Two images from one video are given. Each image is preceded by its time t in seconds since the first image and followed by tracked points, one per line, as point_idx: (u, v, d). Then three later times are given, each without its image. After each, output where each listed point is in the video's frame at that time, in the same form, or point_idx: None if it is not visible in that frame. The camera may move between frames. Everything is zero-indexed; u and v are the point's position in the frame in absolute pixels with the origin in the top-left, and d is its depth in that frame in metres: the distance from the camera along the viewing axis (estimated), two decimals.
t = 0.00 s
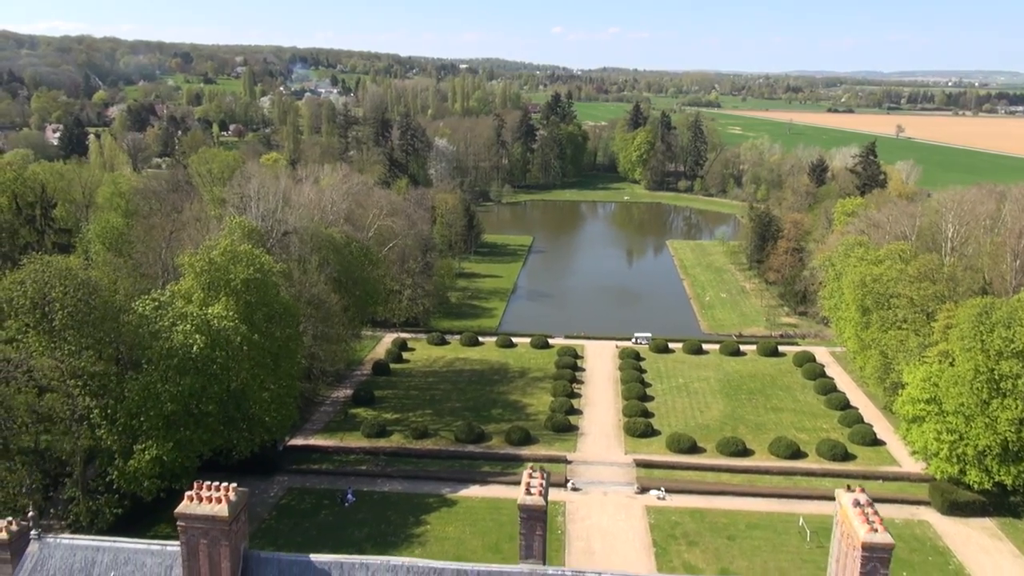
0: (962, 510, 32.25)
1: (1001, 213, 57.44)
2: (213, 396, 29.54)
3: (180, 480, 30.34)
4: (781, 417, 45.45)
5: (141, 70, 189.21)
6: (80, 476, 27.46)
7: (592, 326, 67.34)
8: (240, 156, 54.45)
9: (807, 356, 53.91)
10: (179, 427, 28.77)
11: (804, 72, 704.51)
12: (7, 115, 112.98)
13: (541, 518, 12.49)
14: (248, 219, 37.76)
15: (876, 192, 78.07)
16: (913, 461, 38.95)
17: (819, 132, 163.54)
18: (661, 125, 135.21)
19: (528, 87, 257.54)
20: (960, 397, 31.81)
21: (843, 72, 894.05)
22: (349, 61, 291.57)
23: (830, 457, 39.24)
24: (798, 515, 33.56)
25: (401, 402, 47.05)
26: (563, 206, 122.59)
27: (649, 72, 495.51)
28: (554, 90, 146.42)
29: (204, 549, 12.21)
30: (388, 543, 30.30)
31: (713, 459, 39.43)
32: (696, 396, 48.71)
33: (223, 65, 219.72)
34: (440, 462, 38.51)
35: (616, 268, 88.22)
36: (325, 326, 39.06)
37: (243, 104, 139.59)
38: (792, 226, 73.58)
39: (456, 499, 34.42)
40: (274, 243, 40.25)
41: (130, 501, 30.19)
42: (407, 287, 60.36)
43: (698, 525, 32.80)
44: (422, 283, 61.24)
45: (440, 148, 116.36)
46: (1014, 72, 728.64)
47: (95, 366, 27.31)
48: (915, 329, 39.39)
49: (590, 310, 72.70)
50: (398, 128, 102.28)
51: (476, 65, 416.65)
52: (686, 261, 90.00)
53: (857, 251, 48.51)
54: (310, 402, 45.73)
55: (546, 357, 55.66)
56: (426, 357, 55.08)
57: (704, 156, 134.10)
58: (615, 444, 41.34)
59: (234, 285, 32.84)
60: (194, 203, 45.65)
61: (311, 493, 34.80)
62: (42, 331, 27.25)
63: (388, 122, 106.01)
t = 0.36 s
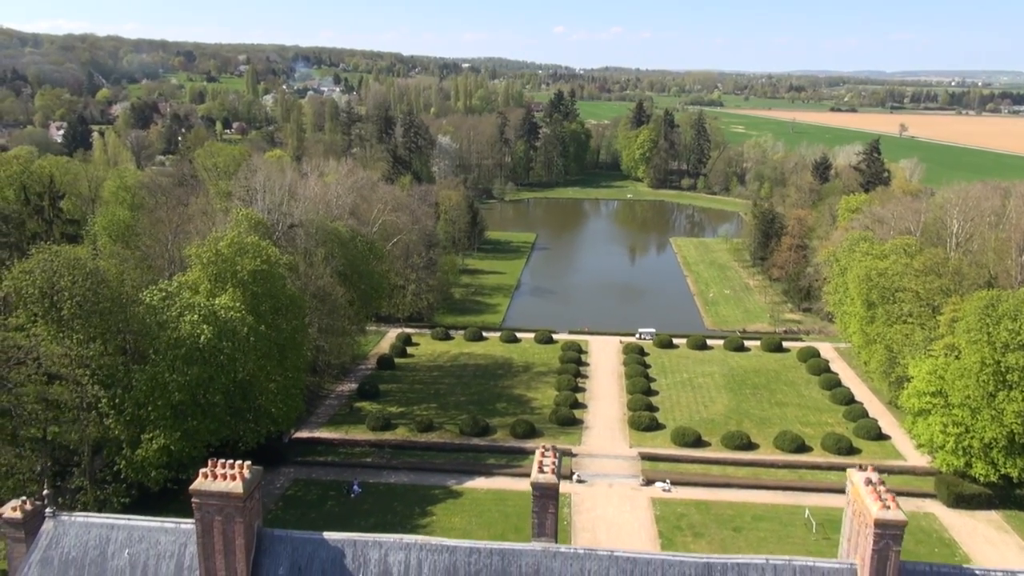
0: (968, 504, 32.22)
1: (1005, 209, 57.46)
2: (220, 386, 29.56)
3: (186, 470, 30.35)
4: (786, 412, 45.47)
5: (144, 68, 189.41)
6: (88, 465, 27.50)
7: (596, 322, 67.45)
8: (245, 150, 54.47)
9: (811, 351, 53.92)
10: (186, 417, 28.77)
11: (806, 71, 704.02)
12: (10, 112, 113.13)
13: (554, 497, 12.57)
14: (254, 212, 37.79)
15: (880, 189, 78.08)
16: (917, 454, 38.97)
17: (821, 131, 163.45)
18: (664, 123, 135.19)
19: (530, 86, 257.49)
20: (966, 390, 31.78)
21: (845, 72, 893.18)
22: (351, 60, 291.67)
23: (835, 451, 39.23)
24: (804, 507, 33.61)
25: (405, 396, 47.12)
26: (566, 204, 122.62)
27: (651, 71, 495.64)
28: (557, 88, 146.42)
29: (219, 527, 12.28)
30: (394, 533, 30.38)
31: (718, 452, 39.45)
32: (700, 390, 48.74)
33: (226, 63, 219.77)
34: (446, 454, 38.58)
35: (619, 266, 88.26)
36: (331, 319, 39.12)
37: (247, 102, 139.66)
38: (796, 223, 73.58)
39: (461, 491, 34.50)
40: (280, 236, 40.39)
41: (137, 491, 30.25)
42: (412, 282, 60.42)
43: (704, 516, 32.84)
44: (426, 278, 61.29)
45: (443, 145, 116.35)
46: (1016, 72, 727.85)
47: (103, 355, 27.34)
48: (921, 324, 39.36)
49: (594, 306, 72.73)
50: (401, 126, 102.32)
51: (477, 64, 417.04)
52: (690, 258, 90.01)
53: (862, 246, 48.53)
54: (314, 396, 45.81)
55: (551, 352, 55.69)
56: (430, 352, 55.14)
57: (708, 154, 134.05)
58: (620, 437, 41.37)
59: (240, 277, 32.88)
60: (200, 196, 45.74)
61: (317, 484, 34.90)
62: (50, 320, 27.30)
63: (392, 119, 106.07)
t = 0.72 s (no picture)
0: (975, 494, 32.26)
1: (1010, 204, 57.48)
2: (226, 376, 29.48)
3: (194, 460, 30.31)
4: (790, 405, 45.49)
5: (146, 66, 189.20)
6: (95, 454, 27.52)
7: (599, 318, 67.57)
8: (249, 144, 54.47)
9: (815, 345, 53.94)
10: (194, 406, 28.69)
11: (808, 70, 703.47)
12: (14, 110, 113.07)
13: (567, 473, 12.68)
14: (260, 203, 37.82)
15: (884, 185, 78.05)
16: (922, 447, 38.97)
17: (823, 129, 163.29)
18: (666, 121, 135.12)
19: (532, 84, 257.09)
20: (972, 380, 31.81)
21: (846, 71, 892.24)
22: (353, 59, 291.38)
23: (840, 444, 39.20)
24: (809, 498, 33.64)
25: (410, 389, 47.17)
26: (568, 201, 122.63)
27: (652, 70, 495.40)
28: (559, 86, 146.36)
29: (234, 503, 12.35)
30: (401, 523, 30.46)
31: (724, 444, 39.46)
32: (705, 384, 48.76)
33: (227, 62, 219.52)
34: (451, 446, 38.64)
35: (622, 262, 88.28)
36: (337, 311, 39.16)
37: (249, 100, 139.53)
38: (800, 218, 73.58)
39: (468, 482, 34.58)
40: (286, 229, 40.56)
41: (144, 481, 30.25)
42: (416, 276, 60.48)
43: (711, 507, 32.88)
44: (430, 273, 61.34)
45: (446, 142, 116.32)
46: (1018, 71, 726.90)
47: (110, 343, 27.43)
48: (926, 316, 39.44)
49: (597, 302, 72.79)
50: (404, 122, 102.27)
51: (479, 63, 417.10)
52: (693, 254, 90.03)
53: (867, 239, 48.57)
54: (319, 389, 45.90)
55: (555, 346, 55.72)
56: (434, 346, 55.19)
57: (710, 151, 133.99)
58: (625, 430, 41.39)
59: (247, 267, 32.89)
60: (204, 189, 45.78)
61: (323, 475, 34.99)
62: (58, 309, 27.45)
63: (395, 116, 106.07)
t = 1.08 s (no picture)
0: (980, 484, 32.26)
1: (1013, 197, 57.46)
2: (233, 365, 29.38)
3: (200, 451, 30.20)
4: (794, 397, 45.54)
5: (147, 65, 188.90)
6: (102, 443, 27.49)
7: (602, 313, 67.64)
8: (252, 138, 54.45)
9: (819, 338, 53.94)
10: (200, 395, 28.59)
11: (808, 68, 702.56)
12: (15, 108, 113.08)
13: (579, 449, 12.75)
14: (264, 195, 37.86)
15: (886, 180, 77.98)
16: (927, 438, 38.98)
17: (825, 125, 163.12)
18: (668, 117, 135.11)
19: (533, 82, 256.59)
20: (977, 370, 31.79)
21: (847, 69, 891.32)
22: (354, 57, 290.98)
23: (844, 435, 39.19)
24: (814, 489, 33.69)
25: (414, 382, 47.22)
26: (570, 197, 122.64)
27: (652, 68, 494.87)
28: (561, 83, 146.27)
29: (247, 479, 12.43)
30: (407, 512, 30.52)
31: (728, 436, 39.50)
32: (708, 377, 48.80)
33: (229, 60, 219.25)
34: (456, 438, 38.71)
35: (624, 258, 88.28)
36: (342, 303, 39.16)
37: (250, 98, 139.39)
38: (802, 213, 73.59)
39: (473, 472, 34.65)
40: (291, 220, 40.62)
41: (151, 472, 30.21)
42: (419, 271, 60.51)
43: (716, 497, 32.94)
44: (434, 268, 61.36)
45: (447, 139, 116.25)
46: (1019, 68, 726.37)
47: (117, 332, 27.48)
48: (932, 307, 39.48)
49: (599, 298, 72.85)
50: (405, 119, 102.21)
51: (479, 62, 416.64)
52: (696, 250, 90.01)
53: (871, 232, 48.59)
54: (323, 382, 45.97)
55: (558, 340, 55.75)
56: (438, 340, 55.24)
57: (712, 148, 133.89)
58: (629, 422, 41.42)
59: (252, 258, 32.94)
60: (208, 182, 45.86)
61: (329, 466, 35.09)
62: (66, 298, 27.56)
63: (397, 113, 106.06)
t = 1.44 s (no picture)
0: (984, 472, 32.25)
1: (1016, 190, 57.46)
2: (239, 355, 29.27)
3: (206, 442, 30.11)
4: (798, 388, 45.60)
5: (148, 63, 188.56)
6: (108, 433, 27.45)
7: (604, 308, 67.74)
8: (255, 132, 54.40)
9: (822, 331, 53.99)
10: (207, 385, 28.48)
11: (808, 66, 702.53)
12: (16, 106, 113.09)
13: (592, 424, 12.82)
14: (268, 186, 37.85)
15: (888, 174, 77.98)
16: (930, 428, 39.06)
17: (825, 123, 163.02)
18: (669, 113, 135.11)
19: (534, 80, 256.14)
20: (981, 359, 31.78)
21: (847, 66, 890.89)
22: (354, 55, 290.38)
23: (848, 426, 39.18)
24: (819, 478, 33.75)
25: (418, 375, 47.27)
26: (571, 194, 122.64)
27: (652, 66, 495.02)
28: (562, 79, 146.20)
29: (260, 455, 12.47)
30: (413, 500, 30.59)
31: (732, 427, 39.54)
32: (712, 369, 48.84)
33: (229, 58, 218.88)
34: (460, 429, 38.78)
35: (626, 254, 88.34)
36: (347, 295, 39.13)
37: (251, 95, 139.25)
38: (805, 207, 73.59)
39: (478, 463, 34.72)
40: (294, 212, 40.63)
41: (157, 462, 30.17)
42: (422, 265, 60.57)
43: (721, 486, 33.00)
44: (437, 262, 61.37)
45: (448, 135, 116.17)
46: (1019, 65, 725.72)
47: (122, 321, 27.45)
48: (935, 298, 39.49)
49: (601, 292, 72.93)
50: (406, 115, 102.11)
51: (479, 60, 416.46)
52: (697, 245, 90.03)
53: (874, 224, 48.60)
54: (328, 375, 46.04)
55: (561, 333, 55.78)
56: (441, 334, 55.26)
57: (713, 144, 133.84)
58: (634, 413, 41.47)
59: (257, 248, 32.90)
60: (212, 174, 45.88)
61: (334, 457, 35.18)
62: (71, 288, 27.56)
63: (398, 109, 106.42)
